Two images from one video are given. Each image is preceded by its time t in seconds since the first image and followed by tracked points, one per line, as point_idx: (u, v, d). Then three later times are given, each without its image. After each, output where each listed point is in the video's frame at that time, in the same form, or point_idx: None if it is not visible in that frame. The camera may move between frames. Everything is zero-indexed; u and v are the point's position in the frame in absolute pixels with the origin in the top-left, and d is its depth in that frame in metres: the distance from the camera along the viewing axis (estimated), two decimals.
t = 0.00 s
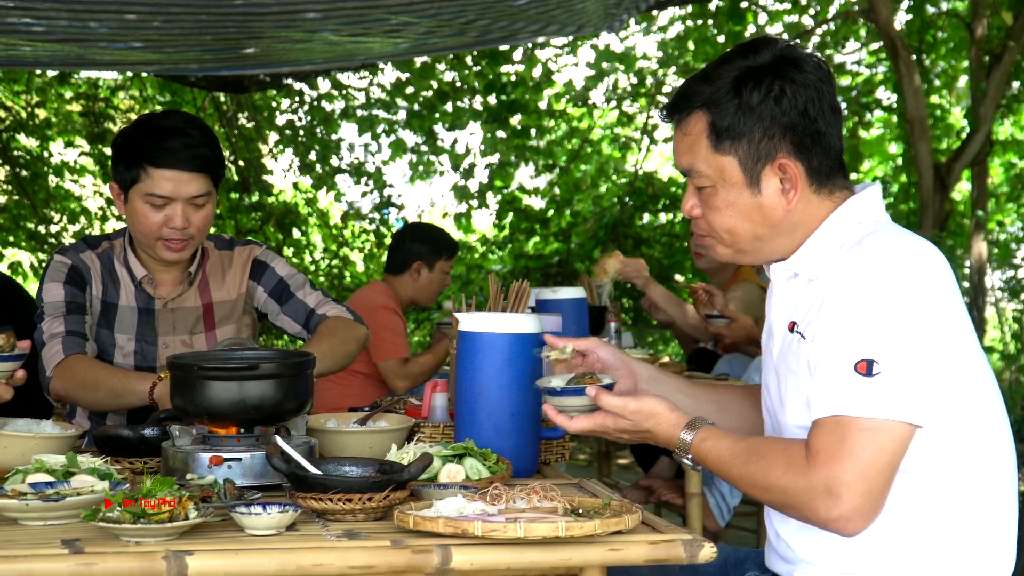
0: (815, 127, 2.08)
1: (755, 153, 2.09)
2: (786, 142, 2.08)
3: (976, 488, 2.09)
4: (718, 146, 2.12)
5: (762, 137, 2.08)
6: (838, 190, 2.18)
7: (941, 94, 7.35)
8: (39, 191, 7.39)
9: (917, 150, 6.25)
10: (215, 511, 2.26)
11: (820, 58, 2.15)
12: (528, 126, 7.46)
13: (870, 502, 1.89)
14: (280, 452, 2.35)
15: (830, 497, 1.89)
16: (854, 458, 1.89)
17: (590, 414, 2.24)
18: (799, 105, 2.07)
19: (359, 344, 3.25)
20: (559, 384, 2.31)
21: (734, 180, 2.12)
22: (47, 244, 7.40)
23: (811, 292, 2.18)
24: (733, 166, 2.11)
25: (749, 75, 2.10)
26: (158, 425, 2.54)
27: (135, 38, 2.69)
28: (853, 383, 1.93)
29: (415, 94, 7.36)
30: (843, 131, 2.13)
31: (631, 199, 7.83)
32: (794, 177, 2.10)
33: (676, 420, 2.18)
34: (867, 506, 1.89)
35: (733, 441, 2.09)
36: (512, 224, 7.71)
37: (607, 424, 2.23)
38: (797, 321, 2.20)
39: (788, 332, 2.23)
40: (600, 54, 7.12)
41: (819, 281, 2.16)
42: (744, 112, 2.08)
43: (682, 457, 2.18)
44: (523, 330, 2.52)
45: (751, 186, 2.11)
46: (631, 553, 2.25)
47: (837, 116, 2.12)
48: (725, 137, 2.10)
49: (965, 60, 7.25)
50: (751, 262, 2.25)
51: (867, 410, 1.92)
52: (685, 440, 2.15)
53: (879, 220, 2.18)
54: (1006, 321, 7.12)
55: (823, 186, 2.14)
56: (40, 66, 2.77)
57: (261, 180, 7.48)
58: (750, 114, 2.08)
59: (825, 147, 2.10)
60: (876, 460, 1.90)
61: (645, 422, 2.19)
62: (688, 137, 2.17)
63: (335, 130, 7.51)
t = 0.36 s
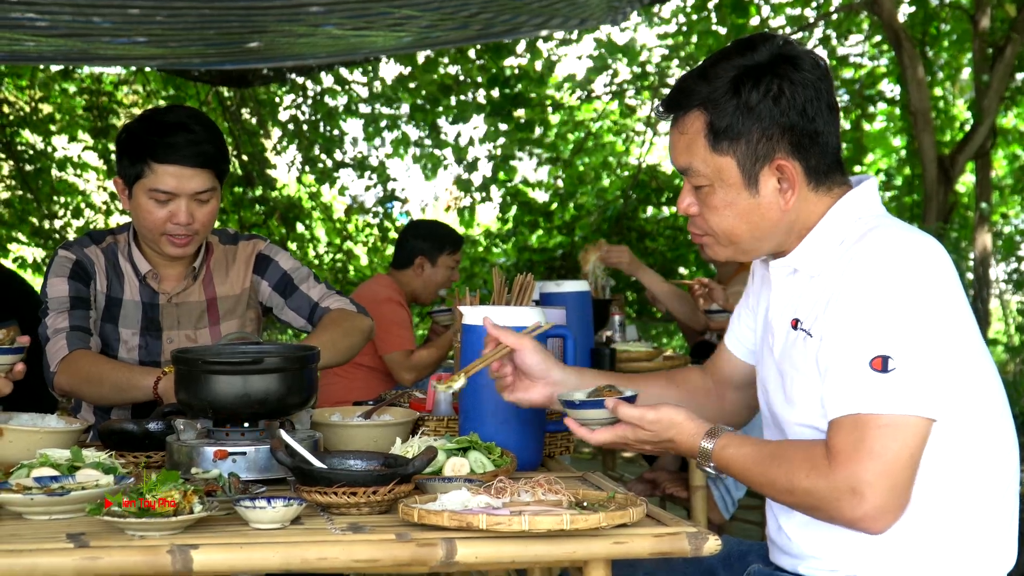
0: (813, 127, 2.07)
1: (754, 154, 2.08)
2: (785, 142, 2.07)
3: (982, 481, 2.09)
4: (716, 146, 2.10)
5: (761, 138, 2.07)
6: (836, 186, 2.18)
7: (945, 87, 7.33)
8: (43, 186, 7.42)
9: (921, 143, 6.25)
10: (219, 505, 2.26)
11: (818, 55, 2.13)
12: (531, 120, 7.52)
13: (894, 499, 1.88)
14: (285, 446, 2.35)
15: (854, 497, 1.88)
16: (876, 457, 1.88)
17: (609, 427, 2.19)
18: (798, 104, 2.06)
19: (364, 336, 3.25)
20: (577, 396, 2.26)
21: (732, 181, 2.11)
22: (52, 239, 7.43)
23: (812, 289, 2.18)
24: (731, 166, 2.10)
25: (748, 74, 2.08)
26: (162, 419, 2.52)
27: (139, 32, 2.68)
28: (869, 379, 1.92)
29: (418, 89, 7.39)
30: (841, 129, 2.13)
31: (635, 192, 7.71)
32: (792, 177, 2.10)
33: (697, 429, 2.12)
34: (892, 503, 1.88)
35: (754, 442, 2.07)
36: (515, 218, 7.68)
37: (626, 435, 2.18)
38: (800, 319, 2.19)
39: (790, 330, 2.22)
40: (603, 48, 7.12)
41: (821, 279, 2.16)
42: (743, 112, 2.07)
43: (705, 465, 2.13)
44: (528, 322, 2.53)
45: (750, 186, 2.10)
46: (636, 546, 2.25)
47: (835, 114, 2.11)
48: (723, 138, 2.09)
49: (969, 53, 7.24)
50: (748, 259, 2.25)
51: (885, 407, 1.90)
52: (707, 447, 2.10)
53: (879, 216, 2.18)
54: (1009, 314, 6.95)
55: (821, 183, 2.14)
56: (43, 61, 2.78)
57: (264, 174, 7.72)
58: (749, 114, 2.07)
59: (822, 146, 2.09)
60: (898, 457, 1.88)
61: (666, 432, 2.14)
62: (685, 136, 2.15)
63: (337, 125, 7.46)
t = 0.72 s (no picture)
0: (824, 123, 2.07)
1: (764, 149, 2.08)
2: (795, 138, 2.08)
3: (991, 475, 2.09)
4: (726, 141, 2.10)
5: (771, 134, 2.07)
6: (846, 180, 2.18)
7: (951, 79, 7.31)
8: (49, 180, 7.39)
9: (928, 135, 6.23)
10: (226, 498, 2.27)
11: (829, 50, 2.13)
12: (537, 112, 7.50)
13: (915, 491, 1.87)
14: (292, 439, 2.35)
15: (874, 489, 1.87)
16: (895, 448, 1.87)
17: (626, 417, 2.18)
18: (810, 100, 2.06)
19: (367, 326, 3.25)
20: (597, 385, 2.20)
21: (742, 176, 2.11)
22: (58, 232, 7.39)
23: (822, 282, 2.17)
24: (741, 161, 2.10)
25: (759, 69, 2.08)
26: (170, 411, 2.52)
27: (145, 27, 2.68)
28: (885, 371, 1.92)
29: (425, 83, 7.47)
30: (850, 125, 2.13)
31: (642, 185, 7.68)
32: (801, 173, 2.10)
33: (715, 421, 2.10)
34: (912, 495, 1.87)
35: (772, 438, 2.05)
36: (521, 210, 7.58)
37: (644, 426, 2.17)
38: (810, 313, 2.19)
39: (800, 324, 2.22)
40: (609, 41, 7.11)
41: (831, 272, 2.16)
42: (754, 107, 2.07)
43: (723, 458, 2.11)
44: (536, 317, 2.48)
45: (759, 182, 2.10)
46: (642, 539, 2.26)
47: (845, 111, 2.12)
48: (733, 132, 2.09)
49: (975, 45, 7.22)
50: (755, 255, 2.24)
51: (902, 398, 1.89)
52: (725, 441, 2.09)
53: (889, 209, 2.18)
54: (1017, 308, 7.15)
55: (831, 178, 2.14)
56: (50, 55, 2.79)
57: (271, 168, 7.61)
58: (760, 110, 2.07)
59: (832, 142, 2.10)
60: (918, 448, 1.87)
61: (683, 424, 2.11)
62: (694, 129, 2.15)
63: (343, 119, 7.54)
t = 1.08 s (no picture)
0: (839, 118, 2.06)
1: (779, 143, 2.07)
2: (810, 132, 2.06)
3: (1004, 470, 2.09)
4: (741, 134, 2.09)
5: (787, 128, 2.06)
6: (860, 176, 2.17)
7: (962, 74, 7.31)
8: (60, 175, 7.43)
9: (939, 130, 6.23)
10: (237, 493, 2.28)
11: (845, 44, 2.12)
12: (547, 108, 7.53)
13: (930, 486, 1.87)
14: (303, 434, 2.35)
15: (889, 485, 1.87)
16: (911, 444, 1.87)
17: (637, 413, 2.16)
18: (826, 94, 2.05)
19: (375, 315, 3.27)
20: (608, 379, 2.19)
21: (756, 169, 2.09)
22: (68, 228, 7.48)
23: (835, 278, 2.17)
24: (756, 154, 2.08)
25: (776, 62, 2.07)
26: (181, 406, 2.51)
27: (156, 22, 2.68)
28: (901, 366, 1.91)
29: (436, 78, 7.45)
30: (865, 120, 2.12)
31: (652, 180, 7.69)
32: (816, 168, 2.09)
33: (728, 417, 2.10)
34: (928, 490, 1.87)
35: (786, 434, 2.05)
36: (532, 204, 7.57)
37: (656, 421, 2.14)
38: (824, 308, 2.18)
39: (813, 320, 2.21)
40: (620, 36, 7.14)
41: (844, 268, 2.15)
42: (770, 100, 2.06)
43: (736, 454, 2.11)
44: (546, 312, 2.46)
45: (774, 175, 2.09)
46: (653, 534, 2.26)
47: (860, 106, 2.10)
48: (749, 126, 2.07)
49: (986, 40, 7.22)
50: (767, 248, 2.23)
51: (918, 394, 1.89)
52: (738, 436, 2.08)
53: (903, 204, 2.17)
54: None
55: (845, 173, 2.13)
56: (61, 50, 2.79)
57: (281, 163, 7.47)
58: (776, 104, 2.05)
59: (848, 137, 2.08)
60: (933, 444, 1.87)
61: (695, 420, 2.10)
62: (708, 122, 2.13)
63: (353, 115, 7.47)
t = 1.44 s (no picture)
0: (861, 118, 2.07)
1: (802, 143, 2.08)
2: (832, 133, 2.08)
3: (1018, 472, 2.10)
4: (763, 134, 2.10)
5: (809, 128, 2.07)
6: (879, 177, 2.18)
7: (976, 75, 7.33)
8: (83, 176, 7.40)
9: (954, 132, 6.25)
10: (258, 491, 2.29)
11: (866, 46, 2.14)
12: (561, 109, 7.71)
13: (951, 487, 1.87)
14: (322, 432, 2.37)
15: (910, 485, 1.87)
16: (932, 445, 1.88)
17: (656, 409, 2.17)
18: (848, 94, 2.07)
19: (399, 318, 3.31)
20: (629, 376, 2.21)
21: (779, 169, 2.10)
22: (91, 228, 7.49)
23: (854, 279, 2.18)
24: (778, 154, 2.09)
25: (799, 62, 2.08)
26: (202, 405, 2.53)
27: (177, 23, 2.70)
28: (922, 367, 1.92)
29: (450, 79, 7.39)
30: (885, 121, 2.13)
31: (666, 180, 8.07)
32: (837, 168, 2.10)
33: (747, 415, 2.08)
34: (948, 491, 1.87)
35: (805, 432, 2.05)
36: (548, 206, 7.94)
37: (675, 417, 2.15)
38: (842, 309, 2.20)
39: (832, 320, 2.22)
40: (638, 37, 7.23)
41: (863, 269, 2.16)
42: (794, 100, 2.07)
43: (754, 452, 2.10)
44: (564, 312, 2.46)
45: (796, 175, 2.10)
46: (671, 533, 2.27)
47: (880, 107, 2.12)
48: (772, 125, 2.08)
49: (1000, 41, 7.23)
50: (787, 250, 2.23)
51: (939, 395, 1.90)
52: (757, 434, 2.07)
53: (922, 206, 2.19)
54: None
55: (865, 174, 2.14)
56: (84, 51, 2.82)
57: (300, 164, 7.32)
58: (799, 104, 2.07)
59: (869, 137, 2.10)
60: (954, 444, 1.88)
61: (714, 418, 2.10)
62: (731, 121, 2.14)
63: (371, 116, 7.38)
